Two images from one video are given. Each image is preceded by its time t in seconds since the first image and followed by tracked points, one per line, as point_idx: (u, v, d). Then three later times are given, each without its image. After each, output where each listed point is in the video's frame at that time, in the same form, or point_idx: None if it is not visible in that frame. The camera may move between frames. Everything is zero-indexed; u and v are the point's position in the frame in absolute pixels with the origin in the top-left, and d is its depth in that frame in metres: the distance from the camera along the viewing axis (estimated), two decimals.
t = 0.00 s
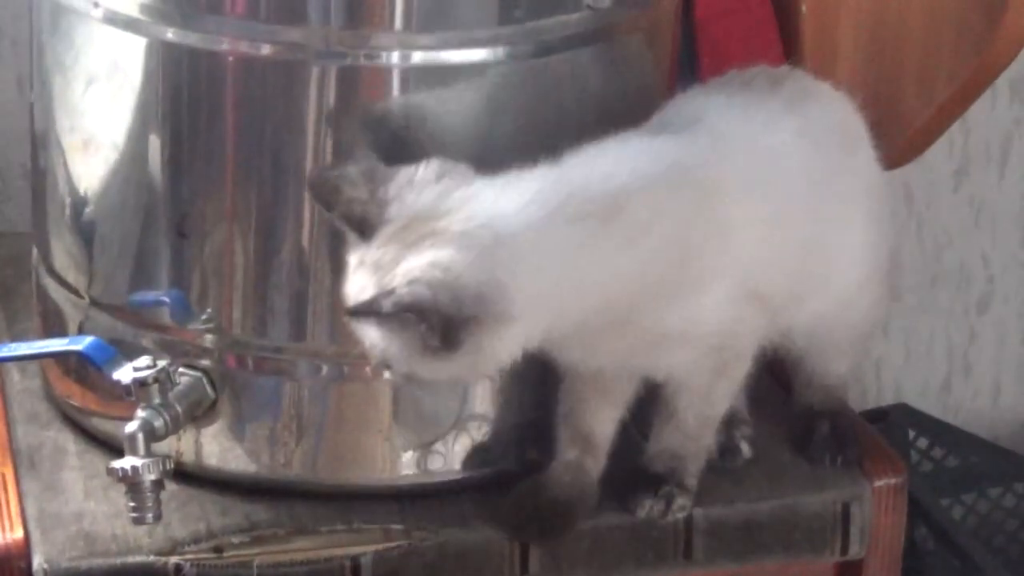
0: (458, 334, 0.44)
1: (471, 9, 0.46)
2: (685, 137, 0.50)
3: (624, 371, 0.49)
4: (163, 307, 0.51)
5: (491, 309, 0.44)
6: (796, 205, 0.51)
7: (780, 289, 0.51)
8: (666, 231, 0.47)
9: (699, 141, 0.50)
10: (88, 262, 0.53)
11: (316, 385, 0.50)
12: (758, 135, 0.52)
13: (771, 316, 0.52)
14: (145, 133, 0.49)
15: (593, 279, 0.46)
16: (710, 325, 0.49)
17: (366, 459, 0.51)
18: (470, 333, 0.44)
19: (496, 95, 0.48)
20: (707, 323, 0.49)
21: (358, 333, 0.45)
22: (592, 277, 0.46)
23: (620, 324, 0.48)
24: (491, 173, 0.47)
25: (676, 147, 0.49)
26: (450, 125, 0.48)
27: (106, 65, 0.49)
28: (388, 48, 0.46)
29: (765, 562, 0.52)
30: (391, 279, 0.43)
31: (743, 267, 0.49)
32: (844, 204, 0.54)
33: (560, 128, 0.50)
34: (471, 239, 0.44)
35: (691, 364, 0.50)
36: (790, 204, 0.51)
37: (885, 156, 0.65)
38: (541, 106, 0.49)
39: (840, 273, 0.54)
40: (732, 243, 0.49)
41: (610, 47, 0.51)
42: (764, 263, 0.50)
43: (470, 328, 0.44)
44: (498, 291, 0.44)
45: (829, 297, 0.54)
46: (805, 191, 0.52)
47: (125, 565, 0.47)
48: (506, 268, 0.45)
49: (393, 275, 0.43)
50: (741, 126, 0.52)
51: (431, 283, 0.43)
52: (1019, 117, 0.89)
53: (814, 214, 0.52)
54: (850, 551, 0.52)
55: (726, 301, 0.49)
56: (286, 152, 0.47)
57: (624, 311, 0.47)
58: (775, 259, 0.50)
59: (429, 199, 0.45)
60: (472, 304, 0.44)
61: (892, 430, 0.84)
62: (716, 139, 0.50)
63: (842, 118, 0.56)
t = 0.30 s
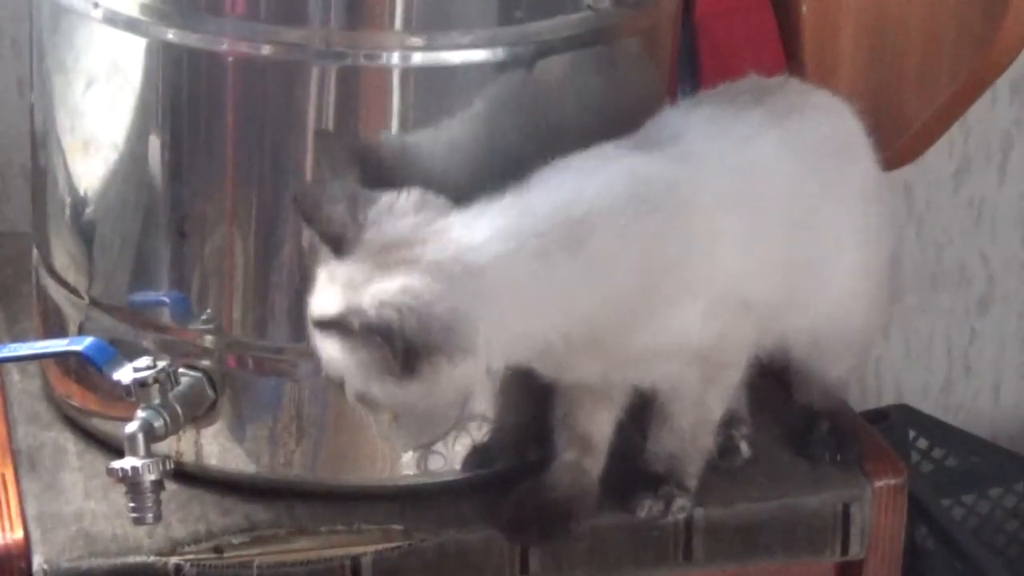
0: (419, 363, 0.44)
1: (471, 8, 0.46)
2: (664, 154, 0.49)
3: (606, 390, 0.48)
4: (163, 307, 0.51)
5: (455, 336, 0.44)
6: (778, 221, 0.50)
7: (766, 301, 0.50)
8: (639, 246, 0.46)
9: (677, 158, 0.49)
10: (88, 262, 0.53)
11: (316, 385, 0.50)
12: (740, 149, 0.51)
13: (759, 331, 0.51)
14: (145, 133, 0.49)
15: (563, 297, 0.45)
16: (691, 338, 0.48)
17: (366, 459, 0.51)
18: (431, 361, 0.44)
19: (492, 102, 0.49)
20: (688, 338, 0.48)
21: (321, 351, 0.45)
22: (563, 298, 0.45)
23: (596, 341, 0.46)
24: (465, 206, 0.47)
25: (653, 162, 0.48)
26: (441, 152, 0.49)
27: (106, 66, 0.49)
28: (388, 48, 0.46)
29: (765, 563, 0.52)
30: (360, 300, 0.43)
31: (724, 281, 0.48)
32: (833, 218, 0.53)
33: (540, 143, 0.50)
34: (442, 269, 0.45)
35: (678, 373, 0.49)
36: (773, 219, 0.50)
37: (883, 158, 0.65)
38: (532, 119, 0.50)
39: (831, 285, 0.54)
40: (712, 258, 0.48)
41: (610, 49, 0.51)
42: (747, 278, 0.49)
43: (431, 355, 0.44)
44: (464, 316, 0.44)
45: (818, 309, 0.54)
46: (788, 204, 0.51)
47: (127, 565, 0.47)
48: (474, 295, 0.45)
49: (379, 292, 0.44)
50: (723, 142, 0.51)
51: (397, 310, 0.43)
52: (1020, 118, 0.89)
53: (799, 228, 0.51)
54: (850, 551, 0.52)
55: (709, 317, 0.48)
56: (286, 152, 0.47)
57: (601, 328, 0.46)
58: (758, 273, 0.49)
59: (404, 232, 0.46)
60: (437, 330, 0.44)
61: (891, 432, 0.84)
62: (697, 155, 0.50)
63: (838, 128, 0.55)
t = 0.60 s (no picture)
0: (402, 239, 0.43)
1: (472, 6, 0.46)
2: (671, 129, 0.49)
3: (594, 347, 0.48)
4: (163, 305, 0.51)
5: (444, 216, 0.43)
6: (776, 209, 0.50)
7: (756, 292, 0.50)
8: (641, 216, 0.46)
9: (685, 133, 0.49)
10: (89, 259, 0.53)
11: (317, 383, 0.50)
12: (748, 133, 0.51)
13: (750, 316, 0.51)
14: (146, 130, 0.49)
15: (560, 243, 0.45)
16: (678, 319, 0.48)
17: (367, 457, 0.51)
18: (414, 236, 0.43)
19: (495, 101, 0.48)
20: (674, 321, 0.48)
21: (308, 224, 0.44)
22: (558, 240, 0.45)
23: (580, 298, 0.46)
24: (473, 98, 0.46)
25: (660, 134, 0.48)
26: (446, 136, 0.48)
27: (107, 63, 0.49)
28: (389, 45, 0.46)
29: (765, 560, 0.52)
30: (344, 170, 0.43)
31: (716, 266, 0.48)
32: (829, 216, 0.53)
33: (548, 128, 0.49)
34: (443, 156, 0.44)
35: (662, 355, 0.49)
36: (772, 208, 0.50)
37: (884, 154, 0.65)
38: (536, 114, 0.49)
39: (828, 281, 0.54)
40: (708, 242, 0.47)
41: (609, 47, 0.51)
42: (739, 263, 0.49)
43: (415, 233, 0.43)
44: (457, 203, 0.43)
45: (811, 304, 0.53)
46: (790, 195, 0.51)
47: (126, 564, 0.47)
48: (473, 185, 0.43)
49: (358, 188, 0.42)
50: (730, 125, 0.51)
51: (385, 186, 0.42)
52: (1021, 115, 0.89)
53: (797, 221, 0.51)
54: (851, 549, 0.52)
55: (696, 295, 0.48)
56: (286, 149, 0.47)
57: (585, 291, 0.46)
58: (750, 260, 0.49)
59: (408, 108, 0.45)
60: (424, 208, 0.43)
61: (891, 427, 0.84)
62: (705, 135, 0.49)
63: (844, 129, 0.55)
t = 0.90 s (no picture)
0: (432, 163, 0.41)
1: None
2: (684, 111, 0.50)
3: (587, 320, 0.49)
4: (164, 300, 0.51)
5: (473, 148, 0.42)
6: (778, 198, 0.51)
7: (751, 279, 0.51)
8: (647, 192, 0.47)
9: (695, 116, 0.50)
10: (90, 254, 0.53)
11: (318, 377, 0.50)
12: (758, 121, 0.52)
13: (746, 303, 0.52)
14: (147, 126, 0.49)
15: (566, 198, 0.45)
16: (672, 300, 0.48)
17: (366, 453, 0.51)
18: (445, 161, 0.42)
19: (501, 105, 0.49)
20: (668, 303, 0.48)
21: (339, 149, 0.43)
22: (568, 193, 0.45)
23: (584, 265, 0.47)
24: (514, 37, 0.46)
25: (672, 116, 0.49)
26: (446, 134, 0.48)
27: (108, 58, 0.49)
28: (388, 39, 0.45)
29: (766, 557, 0.51)
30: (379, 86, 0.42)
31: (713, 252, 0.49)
32: (835, 211, 0.53)
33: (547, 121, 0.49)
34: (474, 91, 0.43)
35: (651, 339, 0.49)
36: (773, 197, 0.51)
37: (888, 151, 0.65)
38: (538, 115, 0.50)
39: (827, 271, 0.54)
40: (706, 229, 0.48)
41: (610, 43, 0.51)
42: (736, 250, 0.50)
43: (446, 160, 0.42)
44: (489, 136, 0.43)
45: (809, 295, 0.54)
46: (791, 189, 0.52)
47: (126, 559, 0.47)
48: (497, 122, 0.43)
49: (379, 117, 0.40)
50: (738, 110, 0.52)
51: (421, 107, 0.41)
52: (1021, 112, 0.88)
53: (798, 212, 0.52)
54: (851, 545, 0.51)
55: (694, 282, 0.49)
56: (287, 145, 0.47)
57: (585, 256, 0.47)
58: (748, 249, 0.50)
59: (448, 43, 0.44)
60: (454, 135, 0.42)
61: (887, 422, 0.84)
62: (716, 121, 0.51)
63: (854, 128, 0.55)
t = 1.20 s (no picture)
0: (491, 134, 0.41)
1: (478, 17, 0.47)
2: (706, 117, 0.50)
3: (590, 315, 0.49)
4: (177, 311, 0.52)
5: (531, 136, 0.42)
6: (785, 211, 0.51)
7: (751, 289, 0.52)
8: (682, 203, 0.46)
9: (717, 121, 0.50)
10: (104, 266, 0.54)
11: (326, 386, 0.51)
12: (778, 132, 0.52)
13: (745, 309, 0.52)
14: (161, 141, 0.51)
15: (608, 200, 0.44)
16: (681, 308, 0.48)
17: (373, 460, 0.52)
18: (505, 142, 0.41)
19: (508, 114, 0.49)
20: (675, 310, 0.49)
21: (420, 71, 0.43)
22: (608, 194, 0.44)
23: (599, 264, 0.47)
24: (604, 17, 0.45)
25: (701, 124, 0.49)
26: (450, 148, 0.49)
27: (123, 75, 0.51)
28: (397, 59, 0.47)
29: (764, 563, 0.52)
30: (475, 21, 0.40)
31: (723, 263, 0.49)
32: (833, 226, 0.54)
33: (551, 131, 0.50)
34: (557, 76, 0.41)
35: (657, 344, 0.50)
36: (783, 210, 0.51)
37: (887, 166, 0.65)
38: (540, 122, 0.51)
39: (830, 282, 0.55)
40: (722, 236, 0.48)
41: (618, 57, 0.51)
42: (741, 262, 0.50)
43: (505, 140, 0.41)
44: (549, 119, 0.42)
45: (802, 303, 0.55)
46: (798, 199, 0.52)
47: (140, 564, 0.48)
48: (563, 115, 0.42)
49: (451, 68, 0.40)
50: (750, 116, 0.52)
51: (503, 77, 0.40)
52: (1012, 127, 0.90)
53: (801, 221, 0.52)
54: (847, 551, 0.53)
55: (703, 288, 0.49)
56: (297, 160, 0.49)
57: (602, 259, 0.46)
58: (754, 260, 0.51)
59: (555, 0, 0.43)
60: (517, 119, 0.41)
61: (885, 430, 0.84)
62: (741, 132, 0.51)
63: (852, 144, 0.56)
